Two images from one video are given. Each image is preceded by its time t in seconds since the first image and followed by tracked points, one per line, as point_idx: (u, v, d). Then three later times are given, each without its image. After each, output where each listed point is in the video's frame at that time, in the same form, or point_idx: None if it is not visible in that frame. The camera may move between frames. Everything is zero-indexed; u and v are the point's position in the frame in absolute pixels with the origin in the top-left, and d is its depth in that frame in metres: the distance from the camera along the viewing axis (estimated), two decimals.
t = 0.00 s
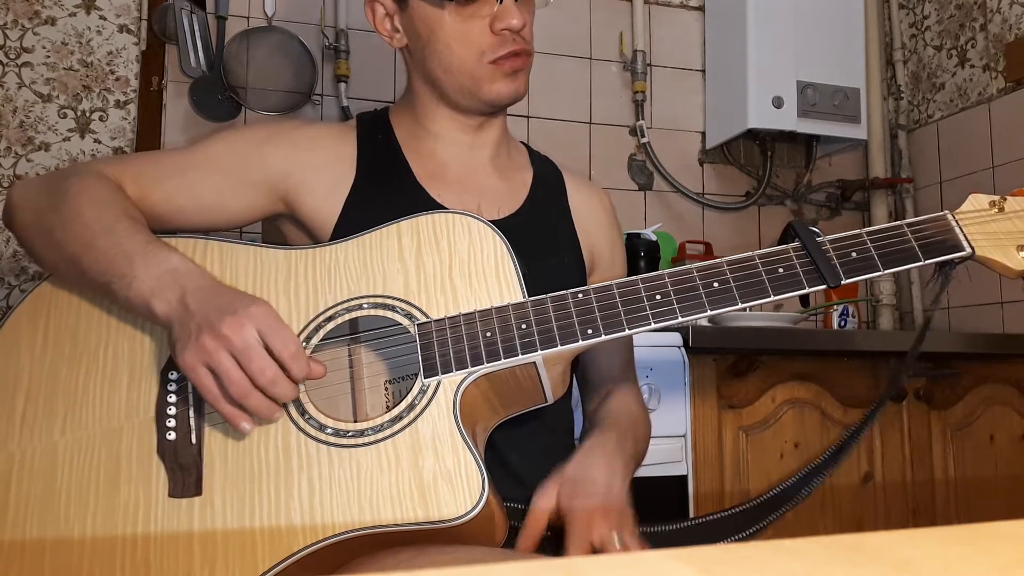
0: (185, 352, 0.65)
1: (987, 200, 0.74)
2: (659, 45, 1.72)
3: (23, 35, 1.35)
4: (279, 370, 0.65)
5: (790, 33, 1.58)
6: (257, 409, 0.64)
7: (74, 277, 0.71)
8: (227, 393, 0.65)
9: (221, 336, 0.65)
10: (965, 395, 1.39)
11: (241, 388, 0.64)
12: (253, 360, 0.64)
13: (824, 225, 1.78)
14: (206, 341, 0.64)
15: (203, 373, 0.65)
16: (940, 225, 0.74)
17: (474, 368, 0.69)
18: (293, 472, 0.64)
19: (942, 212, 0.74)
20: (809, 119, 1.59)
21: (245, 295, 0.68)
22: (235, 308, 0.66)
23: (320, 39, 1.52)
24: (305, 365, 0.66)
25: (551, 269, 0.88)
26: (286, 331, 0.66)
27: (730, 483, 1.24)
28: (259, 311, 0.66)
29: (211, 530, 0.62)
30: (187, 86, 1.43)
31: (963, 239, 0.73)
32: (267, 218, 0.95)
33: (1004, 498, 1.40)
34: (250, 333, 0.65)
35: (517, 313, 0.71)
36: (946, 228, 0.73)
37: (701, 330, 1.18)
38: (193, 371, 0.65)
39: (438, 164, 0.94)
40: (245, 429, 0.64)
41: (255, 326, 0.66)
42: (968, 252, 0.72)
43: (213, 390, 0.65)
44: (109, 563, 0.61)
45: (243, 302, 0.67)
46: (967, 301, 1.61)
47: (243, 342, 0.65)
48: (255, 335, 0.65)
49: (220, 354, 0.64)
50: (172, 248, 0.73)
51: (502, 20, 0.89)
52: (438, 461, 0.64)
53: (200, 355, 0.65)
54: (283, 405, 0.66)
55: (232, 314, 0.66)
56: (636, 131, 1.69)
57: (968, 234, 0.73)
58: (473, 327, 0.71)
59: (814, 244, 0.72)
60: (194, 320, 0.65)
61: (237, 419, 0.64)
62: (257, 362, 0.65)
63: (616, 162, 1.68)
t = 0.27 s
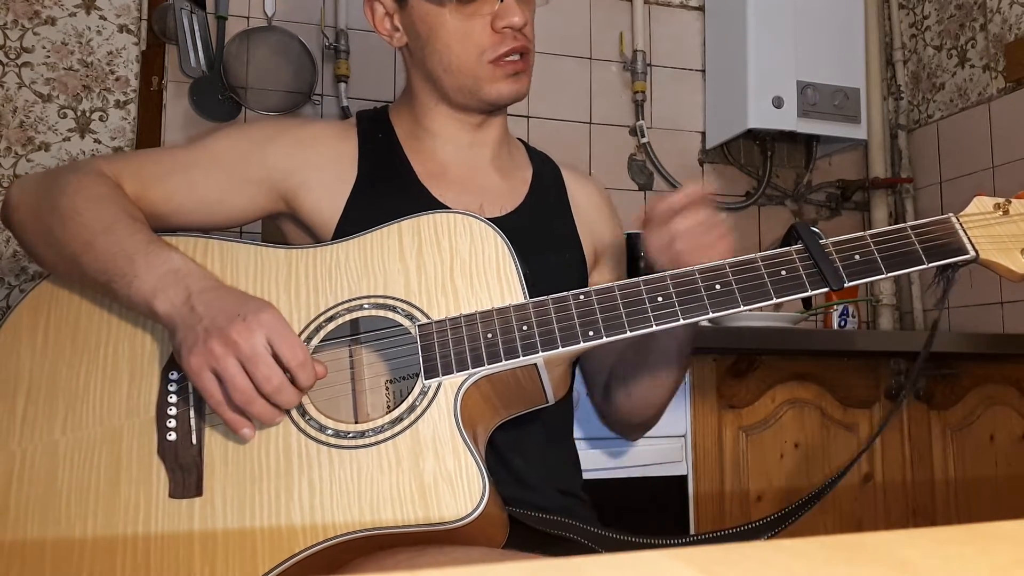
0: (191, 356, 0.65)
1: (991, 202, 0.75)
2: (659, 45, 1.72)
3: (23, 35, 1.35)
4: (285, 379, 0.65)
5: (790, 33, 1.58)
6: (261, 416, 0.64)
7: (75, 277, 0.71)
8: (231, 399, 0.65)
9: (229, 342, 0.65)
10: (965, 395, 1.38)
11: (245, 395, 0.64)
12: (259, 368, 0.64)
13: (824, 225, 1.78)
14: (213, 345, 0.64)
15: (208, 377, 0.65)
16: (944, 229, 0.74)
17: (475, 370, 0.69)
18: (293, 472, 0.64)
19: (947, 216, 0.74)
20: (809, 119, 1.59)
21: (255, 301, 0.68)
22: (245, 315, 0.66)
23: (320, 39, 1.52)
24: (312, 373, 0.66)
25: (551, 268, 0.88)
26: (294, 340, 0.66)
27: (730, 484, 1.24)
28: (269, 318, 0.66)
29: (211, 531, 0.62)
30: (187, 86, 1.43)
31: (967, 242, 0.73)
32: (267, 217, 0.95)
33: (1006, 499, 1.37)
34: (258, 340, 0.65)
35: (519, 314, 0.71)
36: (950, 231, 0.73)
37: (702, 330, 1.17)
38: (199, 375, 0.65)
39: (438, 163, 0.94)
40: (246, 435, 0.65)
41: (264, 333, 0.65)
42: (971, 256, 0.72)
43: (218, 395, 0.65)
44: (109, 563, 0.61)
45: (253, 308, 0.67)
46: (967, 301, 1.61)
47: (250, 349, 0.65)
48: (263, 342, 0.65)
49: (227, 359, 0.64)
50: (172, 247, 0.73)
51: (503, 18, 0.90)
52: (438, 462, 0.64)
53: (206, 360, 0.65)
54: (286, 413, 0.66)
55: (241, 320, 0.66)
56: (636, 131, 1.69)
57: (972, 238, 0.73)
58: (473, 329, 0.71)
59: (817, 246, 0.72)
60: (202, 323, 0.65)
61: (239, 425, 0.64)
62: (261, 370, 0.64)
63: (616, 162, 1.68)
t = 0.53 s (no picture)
0: (190, 357, 0.65)
1: (988, 199, 0.74)
2: (659, 45, 1.72)
3: (23, 35, 1.35)
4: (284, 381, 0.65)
5: (790, 32, 1.58)
6: (261, 417, 0.64)
7: (74, 277, 0.71)
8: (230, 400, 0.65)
9: (229, 343, 0.64)
10: (965, 395, 1.38)
11: (245, 397, 0.64)
12: (259, 370, 0.64)
13: (824, 225, 1.78)
14: (213, 347, 0.64)
15: (207, 379, 0.64)
16: (941, 225, 0.74)
17: (475, 369, 0.69)
18: (294, 472, 0.64)
19: (943, 213, 0.74)
20: (809, 119, 1.59)
21: (255, 302, 0.68)
22: (245, 315, 0.66)
23: (320, 39, 1.52)
24: (312, 374, 0.66)
25: (552, 268, 0.88)
26: (294, 341, 0.66)
27: (730, 484, 1.25)
28: (268, 319, 0.66)
29: (212, 531, 0.62)
30: (187, 86, 1.43)
31: (964, 238, 0.73)
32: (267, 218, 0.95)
33: (1007, 500, 1.36)
34: (258, 342, 0.65)
35: (518, 313, 0.71)
36: (947, 227, 0.73)
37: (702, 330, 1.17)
38: (198, 376, 0.64)
39: (438, 163, 0.94)
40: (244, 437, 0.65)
41: (264, 335, 0.65)
42: (970, 251, 0.72)
43: (217, 397, 0.64)
44: (110, 564, 0.61)
45: (253, 309, 0.67)
46: (966, 301, 1.61)
47: (250, 350, 0.64)
48: (263, 344, 0.65)
49: (226, 361, 0.64)
50: (172, 248, 0.73)
51: (498, 13, 0.90)
52: (439, 461, 0.64)
53: (205, 361, 0.64)
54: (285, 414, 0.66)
55: (240, 321, 0.65)
56: (636, 131, 1.69)
57: (968, 234, 0.73)
58: (473, 328, 0.71)
59: (815, 245, 0.72)
60: (201, 324, 0.65)
61: (237, 426, 0.64)
62: (260, 371, 0.64)
63: (616, 162, 1.68)
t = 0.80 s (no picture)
0: (183, 349, 0.64)
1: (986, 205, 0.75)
2: (659, 45, 1.72)
3: (23, 35, 1.35)
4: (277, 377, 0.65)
5: (790, 32, 1.58)
6: (253, 413, 0.64)
7: (74, 277, 0.71)
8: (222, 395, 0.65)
9: (224, 336, 0.64)
10: (965, 395, 1.38)
11: (239, 389, 0.64)
12: (253, 362, 0.64)
13: (824, 225, 1.78)
14: (207, 339, 0.64)
15: (199, 371, 0.64)
16: (940, 230, 0.74)
17: (474, 371, 0.69)
18: (292, 473, 0.64)
19: (942, 218, 0.74)
20: (810, 119, 1.59)
21: (251, 298, 0.68)
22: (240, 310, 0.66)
23: (320, 39, 1.52)
24: (307, 373, 0.65)
25: (552, 268, 0.88)
26: (288, 334, 0.66)
27: (730, 484, 1.24)
28: (265, 314, 0.66)
29: (209, 530, 0.62)
30: (187, 86, 1.43)
31: (963, 244, 0.73)
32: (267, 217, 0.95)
33: (1006, 499, 1.39)
34: (253, 335, 0.65)
35: (517, 316, 0.71)
36: (947, 233, 0.73)
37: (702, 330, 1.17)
38: (190, 369, 0.64)
39: (438, 163, 0.94)
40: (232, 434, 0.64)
41: (260, 329, 0.65)
42: (968, 258, 0.72)
43: (208, 390, 0.64)
44: (107, 563, 0.61)
45: (249, 304, 0.67)
46: (966, 301, 1.61)
47: (244, 344, 0.64)
48: (259, 337, 0.65)
49: (219, 353, 0.64)
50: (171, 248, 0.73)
51: (482, 8, 0.90)
52: (437, 464, 0.64)
53: (198, 353, 0.64)
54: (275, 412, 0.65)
55: (236, 315, 0.65)
56: (636, 131, 1.69)
57: (968, 240, 0.73)
58: (472, 330, 0.71)
59: (815, 250, 0.72)
60: (196, 317, 0.65)
61: (225, 423, 0.64)
62: (254, 364, 0.64)
63: (616, 162, 1.68)
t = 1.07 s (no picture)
0: (182, 353, 0.64)
1: (990, 200, 0.75)
2: (659, 45, 1.72)
3: (23, 35, 1.35)
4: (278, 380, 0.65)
5: (790, 32, 1.58)
6: (256, 413, 0.64)
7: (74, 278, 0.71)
8: (223, 397, 0.65)
9: (223, 340, 0.64)
10: (965, 395, 1.38)
11: (239, 391, 0.64)
12: (251, 364, 0.64)
13: (824, 225, 1.78)
14: (206, 343, 0.64)
15: (199, 374, 0.64)
16: (942, 226, 0.74)
17: (473, 371, 0.69)
18: (292, 474, 0.64)
19: (944, 213, 0.74)
20: (809, 119, 1.59)
21: (249, 297, 0.67)
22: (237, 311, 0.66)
23: (320, 39, 1.52)
24: (307, 371, 0.65)
25: (552, 268, 0.88)
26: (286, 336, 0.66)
27: (729, 484, 1.25)
28: (262, 315, 0.66)
29: (210, 531, 0.62)
30: (187, 87, 1.43)
31: (966, 238, 0.73)
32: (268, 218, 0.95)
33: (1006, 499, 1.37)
34: (251, 337, 0.65)
35: (517, 315, 0.71)
36: (949, 228, 0.73)
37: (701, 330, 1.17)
38: (191, 373, 0.64)
39: (439, 164, 0.94)
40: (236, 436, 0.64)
41: (257, 331, 0.65)
42: (971, 252, 0.72)
43: (210, 393, 0.64)
44: (108, 564, 0.61)
45: (247, 304, 0.66)
46: (967, 301, 1.61)
47: (243, 346, 0.64)
48: (257, 338, 0.65)
49: (219, 357, 0.64)
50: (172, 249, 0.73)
51: (487, 9, 0.90)
52: (436, 463, 0.64)
53: (198, 357, 0.64)
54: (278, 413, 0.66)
55: (233, 316, 0.65)
56: (636, 131, 1.69)
57: (970, 234, 0.73)
58: (472, 329, 0.71)
59: (815, 245, 0.72)
60: (193, 321, 0.65)
61: (229, 423, 0.64)
62: (254, 366, 0.64)
63: (616, 162, 1.68)
